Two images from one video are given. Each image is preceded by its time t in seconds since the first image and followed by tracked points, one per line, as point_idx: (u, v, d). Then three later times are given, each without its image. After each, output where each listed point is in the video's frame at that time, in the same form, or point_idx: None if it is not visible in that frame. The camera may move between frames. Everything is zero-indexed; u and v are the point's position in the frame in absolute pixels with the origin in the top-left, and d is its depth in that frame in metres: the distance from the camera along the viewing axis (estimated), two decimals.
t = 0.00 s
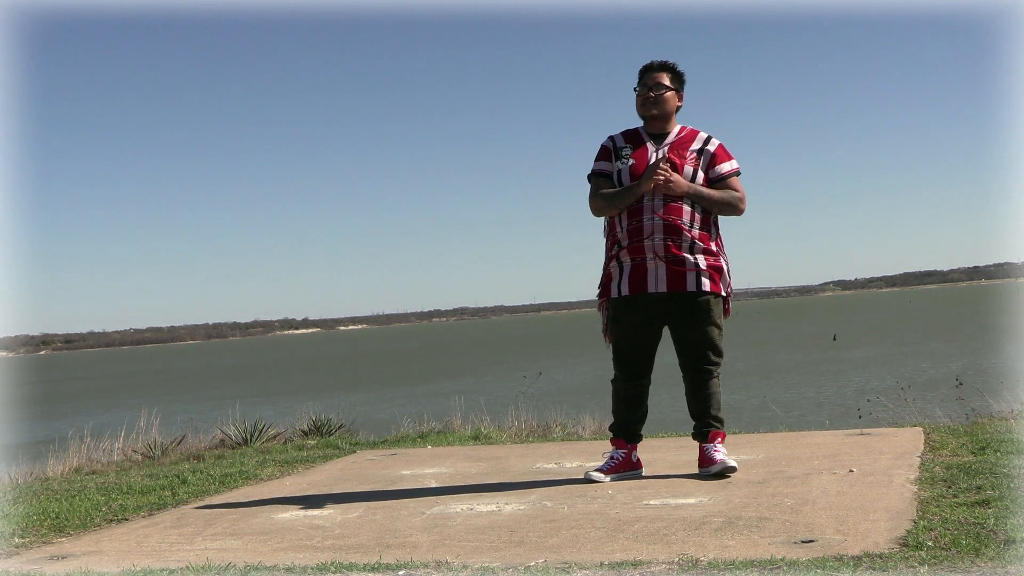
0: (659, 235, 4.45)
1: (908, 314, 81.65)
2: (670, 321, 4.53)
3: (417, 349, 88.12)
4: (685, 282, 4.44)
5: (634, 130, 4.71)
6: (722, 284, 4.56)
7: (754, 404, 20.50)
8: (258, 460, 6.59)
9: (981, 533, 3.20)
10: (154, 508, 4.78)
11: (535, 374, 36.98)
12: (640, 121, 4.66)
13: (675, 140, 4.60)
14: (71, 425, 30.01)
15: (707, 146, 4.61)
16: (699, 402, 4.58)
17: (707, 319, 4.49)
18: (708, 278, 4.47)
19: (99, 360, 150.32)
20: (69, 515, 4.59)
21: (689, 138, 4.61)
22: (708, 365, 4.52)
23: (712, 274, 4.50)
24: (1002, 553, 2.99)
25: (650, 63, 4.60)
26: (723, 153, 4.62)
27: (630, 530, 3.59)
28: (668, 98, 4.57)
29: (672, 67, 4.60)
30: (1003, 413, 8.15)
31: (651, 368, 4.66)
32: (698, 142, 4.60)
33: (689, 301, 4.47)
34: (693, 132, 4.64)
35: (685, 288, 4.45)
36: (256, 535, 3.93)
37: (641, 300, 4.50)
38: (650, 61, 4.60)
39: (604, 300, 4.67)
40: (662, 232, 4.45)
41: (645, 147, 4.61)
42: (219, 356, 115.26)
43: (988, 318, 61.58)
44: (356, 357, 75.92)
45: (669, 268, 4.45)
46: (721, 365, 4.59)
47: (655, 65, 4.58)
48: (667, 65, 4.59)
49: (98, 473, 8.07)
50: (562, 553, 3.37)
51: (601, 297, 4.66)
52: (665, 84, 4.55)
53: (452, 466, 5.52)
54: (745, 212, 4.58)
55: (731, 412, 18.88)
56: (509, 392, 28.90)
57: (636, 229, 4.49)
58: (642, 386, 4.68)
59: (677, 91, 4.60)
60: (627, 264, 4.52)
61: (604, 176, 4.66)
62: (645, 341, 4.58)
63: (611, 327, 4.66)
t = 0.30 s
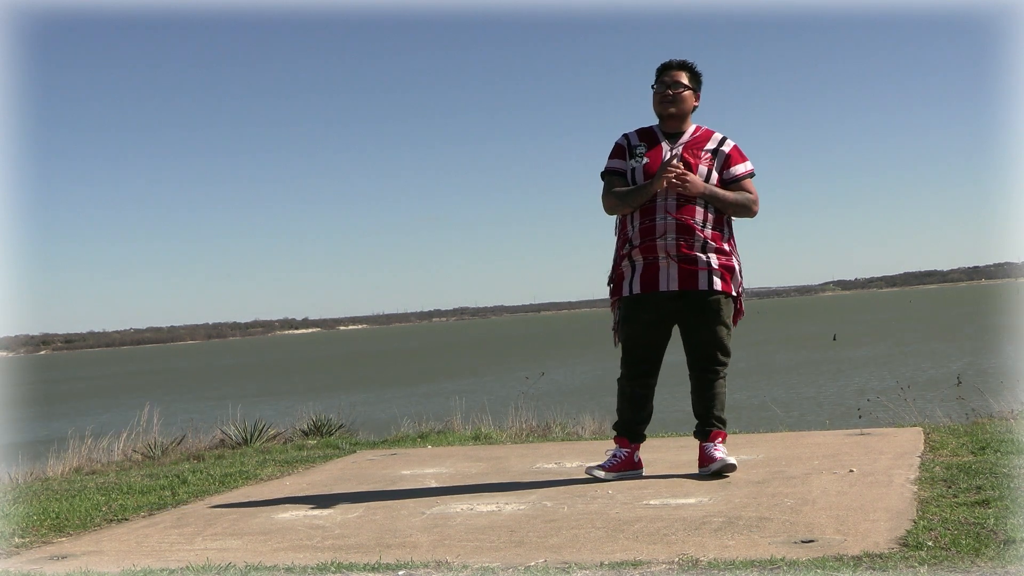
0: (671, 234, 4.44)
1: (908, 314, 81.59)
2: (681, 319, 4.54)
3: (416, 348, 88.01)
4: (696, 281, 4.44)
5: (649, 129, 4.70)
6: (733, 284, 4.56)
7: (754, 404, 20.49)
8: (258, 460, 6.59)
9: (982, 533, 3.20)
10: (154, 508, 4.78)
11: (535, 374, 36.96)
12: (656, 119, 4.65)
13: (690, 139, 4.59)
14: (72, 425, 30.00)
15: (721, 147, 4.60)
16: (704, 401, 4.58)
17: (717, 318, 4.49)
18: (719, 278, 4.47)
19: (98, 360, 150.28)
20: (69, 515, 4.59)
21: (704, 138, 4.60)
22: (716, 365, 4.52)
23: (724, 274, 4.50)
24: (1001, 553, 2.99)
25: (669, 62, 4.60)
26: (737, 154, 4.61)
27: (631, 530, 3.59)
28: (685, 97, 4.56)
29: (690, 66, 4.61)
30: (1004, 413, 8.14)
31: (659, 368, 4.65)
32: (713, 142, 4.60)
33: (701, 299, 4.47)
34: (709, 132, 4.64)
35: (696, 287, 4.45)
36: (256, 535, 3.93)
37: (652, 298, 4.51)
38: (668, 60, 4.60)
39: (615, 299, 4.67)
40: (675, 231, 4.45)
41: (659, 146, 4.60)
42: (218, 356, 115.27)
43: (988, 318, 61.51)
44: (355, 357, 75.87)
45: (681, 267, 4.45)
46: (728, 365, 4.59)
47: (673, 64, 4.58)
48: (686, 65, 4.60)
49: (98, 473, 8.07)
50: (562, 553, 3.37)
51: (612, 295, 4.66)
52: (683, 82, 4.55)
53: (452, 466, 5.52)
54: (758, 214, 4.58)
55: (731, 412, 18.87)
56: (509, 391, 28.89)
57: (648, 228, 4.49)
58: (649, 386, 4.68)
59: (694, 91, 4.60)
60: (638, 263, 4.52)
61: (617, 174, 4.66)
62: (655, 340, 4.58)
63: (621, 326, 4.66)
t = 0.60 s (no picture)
0: (676, 234, 4.45)
1: (908, 314, 81.52)
2: (685, 320, 4.53)
3: (417, 348, 87.99)
4: (700, 281, 4.44)
5: (657, 128, 4.69)
6: (737, 285, 4.56)
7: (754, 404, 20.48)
8: (258, 460, 6.58)
9: (982, 533, 3.20)
10: (154, 508, 4.78)
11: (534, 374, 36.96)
12: (664, 118, 4.65)
13: (697, 139, 4.58)
14: (72, 425, 29.99)
15: (729, 148, 4.58)
16: (706, 401, 4.58)
17: (720, 319, 4.49)
18: (723, 278, 4.47)
19: (98, 360, 150.26)
20: (69, 515, 4.59)
21: (712, 138, 4.59)
22: (718, 365, 4.52)
23: (728, 274, 4.50)
24: (1001, 553, 2.99)
25: (680, 61, 4.60)
26: (745, 155, 4.60)
27: (631, 530, 3.59)
28: (695, 97, 4.56)
29: (701, 66, 4.60)
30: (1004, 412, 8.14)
31: (663, 368, 4.66)
32: (721, 142, 4.59)
33: (704, 299, 4.47)
34: (717, 132, 4.62)
35: (700, 287, 4.44)
36: (256, 536, 3.93)
37: (656, 298, 4.51)
38: (679, 60, 4.60)
39: (620, 298, 4.68)
40: (679, 231, 4.44)
41: (667, 146, 4.60)
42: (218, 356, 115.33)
43: (988, 317, 61.44)
44: (354, 357, 75.88)
45: (685, 267, 4.45)
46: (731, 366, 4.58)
47: (685, 63, 4.58)
48: (696, 64, 4.60)
49: (98, 473, 8.07)
50: (562, 553, 3.37)
51: (616, 295, 4.67)
52: (693, 81, 4.55)
53: (452, 466, 5.52)
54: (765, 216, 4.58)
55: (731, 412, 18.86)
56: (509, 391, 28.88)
57: (653, 228, 4.49)
58: (653, 386, 4.68)
59: (704, 91, 4.61)
60: (643, 262, 4.53)
61: (624, 173, 4.65)
62: (659, 339, 4.58)
63: (625, 325, 4.67)
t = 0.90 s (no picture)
0: (676, 237, 4.44)
1: (908, 314, 81.47)
2: (686, 321, 4.54)
3: (417, 348, 87.96)
4: (701, 283, 4.44)
5: (659, 128, 4.69)
6: (739, 286, 4.56)
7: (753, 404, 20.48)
8: (258, 460, 6.58)
9: (982, 533, 3.20)
10: (155, 508, 4.78)
11: (535, 373, 36.94)
12: (667, 117, 4.64)
13: (700, 139, 4.57)
14: (72, 425, 29.98)
15: (732, 148, 4.57)
16: (705, 401, 4.58)
17: (722, 320, 4.49)
18: (724, 279, 4.47)
19: (99, 360, 150.31)
20: (69, 515, 4.59)
21: (714, 138, 4.58)
22: (719, 366, 4.51)
23: (729, 276, 4.50)
24: (1001, 553, 2.99)
25: (683, 60, 4.60)
26: (748, 155, 4.59)
27: (631, 530, 3.59)
28: (698, 95, 4.56)
29: (704, 65, 4.61)
30: (1004, 412, 8.13)
31: (664, 369, 4.65)
32: (723, 142, 4.58)
33: (706, 300, 4.47)
34: (720, 132, 4.62)
35: (701, 289, 4.44)
36: (256, 536, 3.93)
37: (657, 298, 4.51)
38: (683, 59, 4.60)
39: (622, 300, 4.68)
40: (680, 233, 4.44)
41: (669, 146, 4.59)
42: (218, 356, 115.34)
43: (988, 317, 61.41)
44: (354, 357, 75.85)
45: (685, 268, 4.45)
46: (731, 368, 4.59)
47: (688, 62, 4.59)
48: (700, 64, 4.60)
49: (98, 473, 8.07)
50: (562, 553, 3.37)
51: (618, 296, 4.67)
52: (696, 81, 4.55)
53: (452, 466, 5.52)
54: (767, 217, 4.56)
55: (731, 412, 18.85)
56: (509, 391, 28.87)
57: (654, 229, 4.49)
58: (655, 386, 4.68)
59: (707, 90, 4.61)
60: (645, 263, 4.53)
61: (626, 174, 4.65)
62: (660, 340, 4.58)
63: (627, 325, 4.67)
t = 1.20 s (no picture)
0: (677, 239, 4.44)
1: (907, 314, 81.49)
2: (687, 322, 4.54)
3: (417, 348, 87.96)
4: (701, 285, 4.44)
5: (660, 128, 4.69)
6: (740, 288, 4.56)
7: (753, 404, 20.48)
8: (258, 460, 6.58)
9: (982, 533, 3.20)
10: (154, 508, 4.78)
11: (535, 374, 36.94)
12: (668, 118, 4.64)
13: (701, 139, 4.57)
14: (72, 425, 29.98)
15: (733, 148, 4.57)
16: (706, 402, 4.58)
17: (722, 321, 4.49)
18: (725, 281, 4.47)
19: (99, 360, 150.36)
20: (69, 515, 4.59)
21: (715, 138, 4.58)
22: (719, 366, 4.51)
23: (730, 278, 4.49)
24: (1001, 553, 2.99)
25: (683, 60, 4.60)
26: (749, 154, 4.58)
27: (631, 530, 3.59)
28: (699, 95, 4.55)
29: (705, 64, 4.60)
30: (1004, 412, 8.13)
31: (665, 370, 4.65)
32: (724, 142, 4.57)
33: (707, 302, 4.47)
34: (721, 131, 4.61)
35: (701, 291, 4.45)
36: (256, 536, 3.93)
37: (658, 300, 4.51)
38: (683, 58, 4.60)
39: (623, 301, 4.68)
40: (680, 235, 4.44)
41: (669, 147, 4.59)
42: (218, 356, 115.38)
43: (988, 318, 61.41)
44: (354, 357, 75.83)
45: (685, 271, 4.45)
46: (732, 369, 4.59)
47: (687, 63, 4.58)
48: (700, 63, 4.60)
49: (98, 473, 8.07)
50: (562, 553, 3.37)
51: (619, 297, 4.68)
52: (696, 80, 4.54)
53: (452, 466, 5.52)
54: (769, 216, 4.55)
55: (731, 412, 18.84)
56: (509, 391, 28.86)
57: (654, 232, 4.49)
58: (656, 387, 4.68)
59: (708, 90, 4.60)
60: (645, 265, 4.53)
61: (628, 176, 4.67)
62: (661, 341, 4.59)
63: (628, 326, 4.67)
